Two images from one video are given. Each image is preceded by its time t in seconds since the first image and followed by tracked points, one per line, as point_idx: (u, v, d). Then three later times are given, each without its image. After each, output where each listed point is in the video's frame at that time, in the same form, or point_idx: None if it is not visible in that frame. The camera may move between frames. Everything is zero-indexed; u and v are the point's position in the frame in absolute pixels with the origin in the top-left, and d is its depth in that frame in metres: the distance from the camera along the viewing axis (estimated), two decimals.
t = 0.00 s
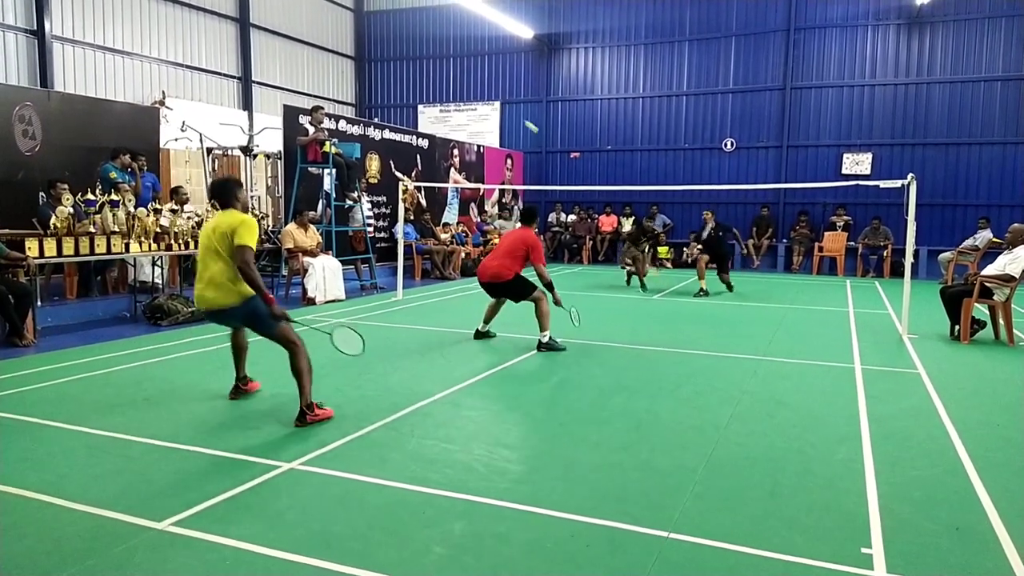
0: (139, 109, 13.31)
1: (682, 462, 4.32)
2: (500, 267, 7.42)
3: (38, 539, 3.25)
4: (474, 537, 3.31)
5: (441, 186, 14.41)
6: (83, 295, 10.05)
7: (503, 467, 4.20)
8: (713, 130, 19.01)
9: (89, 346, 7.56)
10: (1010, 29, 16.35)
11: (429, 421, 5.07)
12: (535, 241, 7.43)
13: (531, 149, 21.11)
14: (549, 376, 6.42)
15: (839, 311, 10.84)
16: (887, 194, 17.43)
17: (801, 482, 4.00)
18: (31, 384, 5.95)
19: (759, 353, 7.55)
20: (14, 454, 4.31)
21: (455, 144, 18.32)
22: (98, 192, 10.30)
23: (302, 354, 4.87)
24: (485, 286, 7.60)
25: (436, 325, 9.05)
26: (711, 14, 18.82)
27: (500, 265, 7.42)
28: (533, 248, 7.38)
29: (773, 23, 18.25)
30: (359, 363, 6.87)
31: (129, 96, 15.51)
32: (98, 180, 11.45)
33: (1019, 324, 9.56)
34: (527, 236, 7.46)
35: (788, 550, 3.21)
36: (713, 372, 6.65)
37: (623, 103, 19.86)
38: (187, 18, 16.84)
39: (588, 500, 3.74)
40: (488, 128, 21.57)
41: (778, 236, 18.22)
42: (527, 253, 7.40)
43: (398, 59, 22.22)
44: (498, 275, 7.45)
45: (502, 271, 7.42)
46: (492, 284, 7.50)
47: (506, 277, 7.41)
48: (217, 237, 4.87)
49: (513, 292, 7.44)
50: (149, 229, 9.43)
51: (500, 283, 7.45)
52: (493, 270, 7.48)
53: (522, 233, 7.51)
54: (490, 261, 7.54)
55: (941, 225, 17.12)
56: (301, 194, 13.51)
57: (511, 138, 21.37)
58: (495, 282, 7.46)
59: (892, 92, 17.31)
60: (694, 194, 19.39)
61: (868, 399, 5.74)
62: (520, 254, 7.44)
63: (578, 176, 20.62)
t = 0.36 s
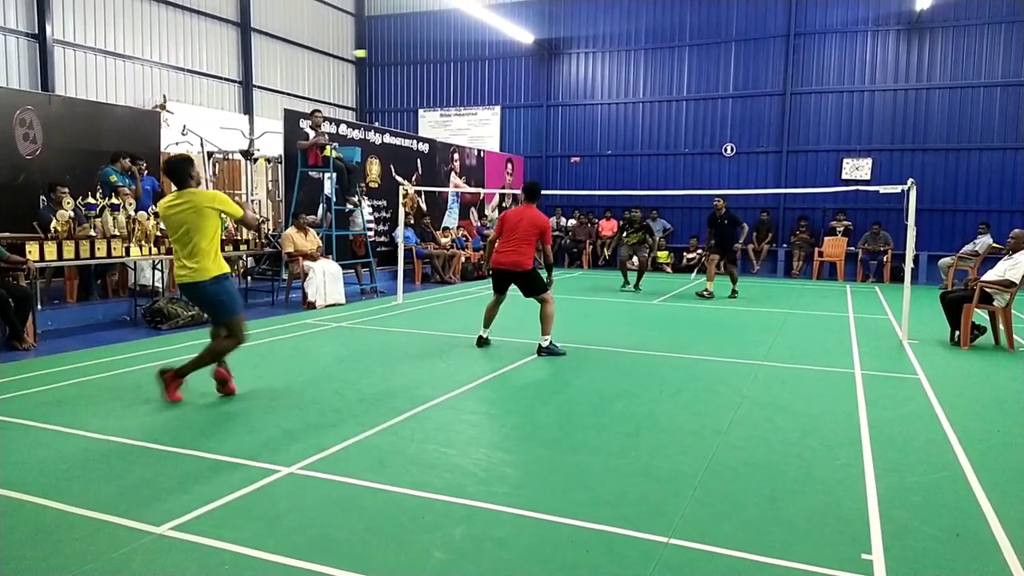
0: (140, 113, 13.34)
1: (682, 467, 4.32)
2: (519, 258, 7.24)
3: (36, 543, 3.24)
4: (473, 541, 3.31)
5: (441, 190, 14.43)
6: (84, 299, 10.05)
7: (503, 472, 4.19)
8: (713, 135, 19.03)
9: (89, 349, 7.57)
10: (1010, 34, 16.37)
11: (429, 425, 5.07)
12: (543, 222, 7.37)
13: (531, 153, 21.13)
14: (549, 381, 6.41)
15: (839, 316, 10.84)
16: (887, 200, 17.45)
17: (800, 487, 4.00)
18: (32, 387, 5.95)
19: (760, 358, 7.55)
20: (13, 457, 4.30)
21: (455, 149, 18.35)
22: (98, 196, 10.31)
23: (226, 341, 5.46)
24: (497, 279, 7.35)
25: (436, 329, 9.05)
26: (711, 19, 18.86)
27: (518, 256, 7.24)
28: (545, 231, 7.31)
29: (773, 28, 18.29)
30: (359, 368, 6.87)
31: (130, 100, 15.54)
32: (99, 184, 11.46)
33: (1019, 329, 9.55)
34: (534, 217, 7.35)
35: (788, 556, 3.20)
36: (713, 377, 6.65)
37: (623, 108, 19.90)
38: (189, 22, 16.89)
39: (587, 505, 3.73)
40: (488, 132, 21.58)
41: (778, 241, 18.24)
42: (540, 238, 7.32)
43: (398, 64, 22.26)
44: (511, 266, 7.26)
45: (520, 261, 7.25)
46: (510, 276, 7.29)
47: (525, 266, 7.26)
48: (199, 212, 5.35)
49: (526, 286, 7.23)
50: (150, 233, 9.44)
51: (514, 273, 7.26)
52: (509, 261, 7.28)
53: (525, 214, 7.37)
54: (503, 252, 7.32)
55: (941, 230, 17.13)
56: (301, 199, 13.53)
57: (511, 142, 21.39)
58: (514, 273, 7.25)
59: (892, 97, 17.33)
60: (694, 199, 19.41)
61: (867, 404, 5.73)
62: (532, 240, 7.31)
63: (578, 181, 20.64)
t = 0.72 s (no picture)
0: (142, 112, 13.35)
1: (683, 466, 4.32)
2: (507, 248, 7.16)
3: (39, 541, 3.25)
4: (474, 540, 3.31)
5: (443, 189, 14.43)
6: (86, 298, 10.07)
7: (504, 471, 4.19)
8: (715, 134, 19.02)
9: (90, 349, 7.57)
10: (1013, 33, 16.35)
11: (430, 424, 5.07)
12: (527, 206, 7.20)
13: (533, 152, 21.13)
14: (550, 380, 6.41)
15: (841, 315, 10.82)
16: (889, 199, 17.43)
17: (801, 487, 4.00)
18: (33, 386, 5.95)
19: (761, 357, 7.54)
20: (15, 456, 4.31)
21: (457, 148, 18.35)
22: (100, 195, 10.33)
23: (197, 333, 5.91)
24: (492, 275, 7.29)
25: (437, 328, 9.05)
26: (713, 19, 18.85)
27: (506, 247, 7.15)
28: (529, 215, 7.16)
29: (775, 28, 18.28)
30: (360, 367, 6.87)
31: (132, 99, 15.55)
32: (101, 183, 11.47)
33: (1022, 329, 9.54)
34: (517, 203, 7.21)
35: (789, 555, 3.21)
36: (714, 376, 6.64)
37: (624, 107, 19.90)
38: (191, 21, 16.91)
39: (589, 504, 3.73)
40: (489, 131, 21.58)
41: (780, 240, 18.22)
42: (526, 223, 7.18)
43: (400, 63, 22.26)
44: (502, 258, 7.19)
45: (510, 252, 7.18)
46: (503, 268, 7.21)
47: (516, 256, 7.17)
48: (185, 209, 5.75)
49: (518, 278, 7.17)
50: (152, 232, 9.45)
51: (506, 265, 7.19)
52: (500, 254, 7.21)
53: (509, 201, 7.24)
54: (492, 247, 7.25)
55: (943, 230, 17.11)
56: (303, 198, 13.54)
57: (513, 142, 21.39)
58: (507, 265, 7.18)
59: (894, 97, 17.32)
60: (695, 198, 19.40)
61: (869, 403, 5.73)
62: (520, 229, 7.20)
63: (579, 180, 20.64)
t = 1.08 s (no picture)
0: (141, 109, 13.33)
1: (684, 460, 4.32)
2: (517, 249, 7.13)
3: (41, 538, 3.26)
4: (476, 535, 3.32)
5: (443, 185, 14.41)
6: (86, 295, 10.06)
7: (505, 466, 4.20)
8: (715, 129, 18.99)
9: (91, 346, 7.57)
10: (1014, 27, 16.31)
11: (431, 420, 5.07)
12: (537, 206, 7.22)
13: (533, 148, 21.10)
14: (551, 375, 6.41)
15: (841, 310, 10.81)
16: (889, 193, 17.41)
17: (802, 481, 4.00)
18: (34, 383, 5.96)
19: (762, 352, 7.54)
20: (17, 453, 4.31)
21: (457, 143, 18.33)
22: (100, 193, 10.32)
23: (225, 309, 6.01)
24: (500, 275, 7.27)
25: (438, 324, 9.04)
26: (713, 13, 18.81)
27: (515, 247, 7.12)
28: (539, 216, 7.17)
29: (775, 22, 18.24)
30: (361, 363, 6.87)
31: (131, 96, 15.53)
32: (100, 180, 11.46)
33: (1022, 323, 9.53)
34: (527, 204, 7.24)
35: (790, 548, 3.21)
36: (715, 371, 6.64)
37: (624, 102, 19.86)
38: (190, 18, 16.87)
39: (590, 499, 3.74)
40: (489, 127, 21.55)
41: (780, 235, 18.21)
42: (535, 223, 7.18)
43: (399, 59, 22.22)
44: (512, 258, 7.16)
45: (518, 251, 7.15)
46: (512, 269, 7.17)
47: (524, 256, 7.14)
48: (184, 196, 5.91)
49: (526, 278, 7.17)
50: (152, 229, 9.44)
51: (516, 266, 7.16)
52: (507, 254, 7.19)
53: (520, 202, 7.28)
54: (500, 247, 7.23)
55: (944, 224, 17.10)
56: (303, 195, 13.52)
57: (513, 137, 21.36)
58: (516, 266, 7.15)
59: (895, 91, 17.29)
60: (695, 193, 19.37)
61: (870, 398, 5.72)
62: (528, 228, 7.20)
63: (579, 175, 20.62)
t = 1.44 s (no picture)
0: (141, 105, 13.32)
1: (684, 456, 4.32)
2: (541, 243, 7.20)
3: (44, 533, 3.27)
4: (477, 530, 3.32)
5: (443, 181, 14.41)
6: (87, 291, 10.08)
7: (505, 462, 4.21)
8: (716, 125, 18.97)
9: (93, 341, 7.58)
10: (1016, 22, 16.28)
11: (432, 416, 5.07)
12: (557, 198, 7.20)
13: (534, 144, 21.09)
14: (551, 371, 6.41)
15: (842, 306, 10.81)
16: (891, 189, 17.40)
17: (802, 476, 4.01)
18: (36, 378, 5.97)
19: (763, 347, 7.54)
20: (18, 449, 4.33)
21: (457, 139, 18.32)
22: (100, 189, 10.32)
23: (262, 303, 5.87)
24: (524, 269, 7.33)
25: (438, 320, 9.05)
26: (714, 8, 18.77)
27: (539, 241, 7.20)
28: (558, 207, 7.14)
29: (776, 17, 18.21)
30: (361, 358, 6.88)
31: (132, 93, 15.53)
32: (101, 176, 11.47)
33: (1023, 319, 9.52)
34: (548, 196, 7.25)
35: (791, 544, 3.21)
36: (715, 366, 6.65)
37: (625, 98, 19.84)
38: (190, 14, 16.85)
39: (591, 494, 3.75)
40: (490, 123, 21.54)
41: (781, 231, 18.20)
42: (557, 215, 7.16)
43: (400, 55, 22.19)
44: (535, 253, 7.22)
45: (539, 245, 7.21)
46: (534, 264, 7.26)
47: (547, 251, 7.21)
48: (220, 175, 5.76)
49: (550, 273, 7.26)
50: (153, 225, 9.44)
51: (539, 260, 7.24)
52: (530, 249, 7.27)
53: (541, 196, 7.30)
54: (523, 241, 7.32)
55: (945, 220, 17.10)
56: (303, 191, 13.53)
57: (513, 134, 21.34)
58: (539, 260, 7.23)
59: (896, 86, 17.26)
60: (696, 189, 19.37)
61: (870, 394, 5.72)
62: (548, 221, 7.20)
63: (580, 172, 20.61)
